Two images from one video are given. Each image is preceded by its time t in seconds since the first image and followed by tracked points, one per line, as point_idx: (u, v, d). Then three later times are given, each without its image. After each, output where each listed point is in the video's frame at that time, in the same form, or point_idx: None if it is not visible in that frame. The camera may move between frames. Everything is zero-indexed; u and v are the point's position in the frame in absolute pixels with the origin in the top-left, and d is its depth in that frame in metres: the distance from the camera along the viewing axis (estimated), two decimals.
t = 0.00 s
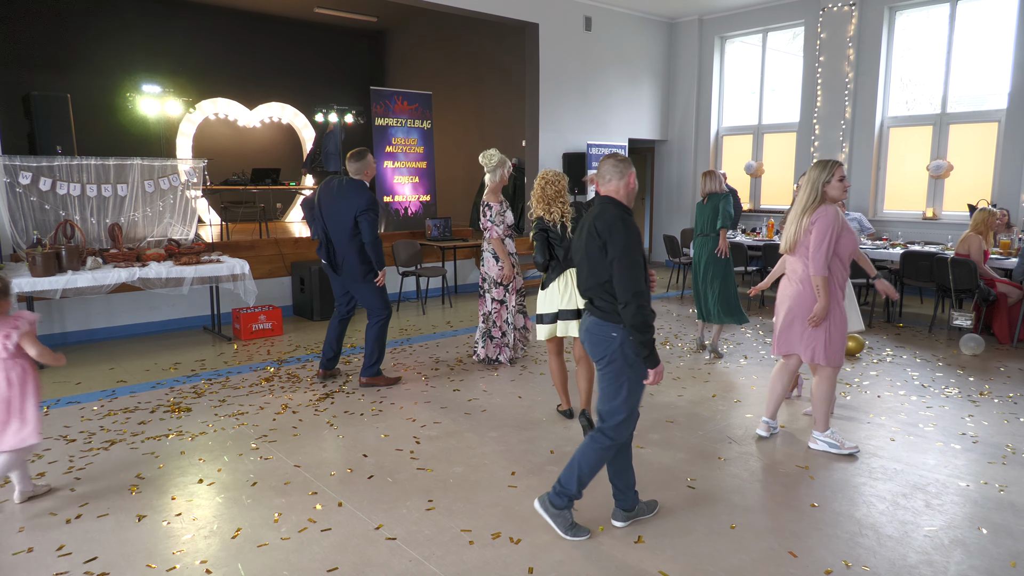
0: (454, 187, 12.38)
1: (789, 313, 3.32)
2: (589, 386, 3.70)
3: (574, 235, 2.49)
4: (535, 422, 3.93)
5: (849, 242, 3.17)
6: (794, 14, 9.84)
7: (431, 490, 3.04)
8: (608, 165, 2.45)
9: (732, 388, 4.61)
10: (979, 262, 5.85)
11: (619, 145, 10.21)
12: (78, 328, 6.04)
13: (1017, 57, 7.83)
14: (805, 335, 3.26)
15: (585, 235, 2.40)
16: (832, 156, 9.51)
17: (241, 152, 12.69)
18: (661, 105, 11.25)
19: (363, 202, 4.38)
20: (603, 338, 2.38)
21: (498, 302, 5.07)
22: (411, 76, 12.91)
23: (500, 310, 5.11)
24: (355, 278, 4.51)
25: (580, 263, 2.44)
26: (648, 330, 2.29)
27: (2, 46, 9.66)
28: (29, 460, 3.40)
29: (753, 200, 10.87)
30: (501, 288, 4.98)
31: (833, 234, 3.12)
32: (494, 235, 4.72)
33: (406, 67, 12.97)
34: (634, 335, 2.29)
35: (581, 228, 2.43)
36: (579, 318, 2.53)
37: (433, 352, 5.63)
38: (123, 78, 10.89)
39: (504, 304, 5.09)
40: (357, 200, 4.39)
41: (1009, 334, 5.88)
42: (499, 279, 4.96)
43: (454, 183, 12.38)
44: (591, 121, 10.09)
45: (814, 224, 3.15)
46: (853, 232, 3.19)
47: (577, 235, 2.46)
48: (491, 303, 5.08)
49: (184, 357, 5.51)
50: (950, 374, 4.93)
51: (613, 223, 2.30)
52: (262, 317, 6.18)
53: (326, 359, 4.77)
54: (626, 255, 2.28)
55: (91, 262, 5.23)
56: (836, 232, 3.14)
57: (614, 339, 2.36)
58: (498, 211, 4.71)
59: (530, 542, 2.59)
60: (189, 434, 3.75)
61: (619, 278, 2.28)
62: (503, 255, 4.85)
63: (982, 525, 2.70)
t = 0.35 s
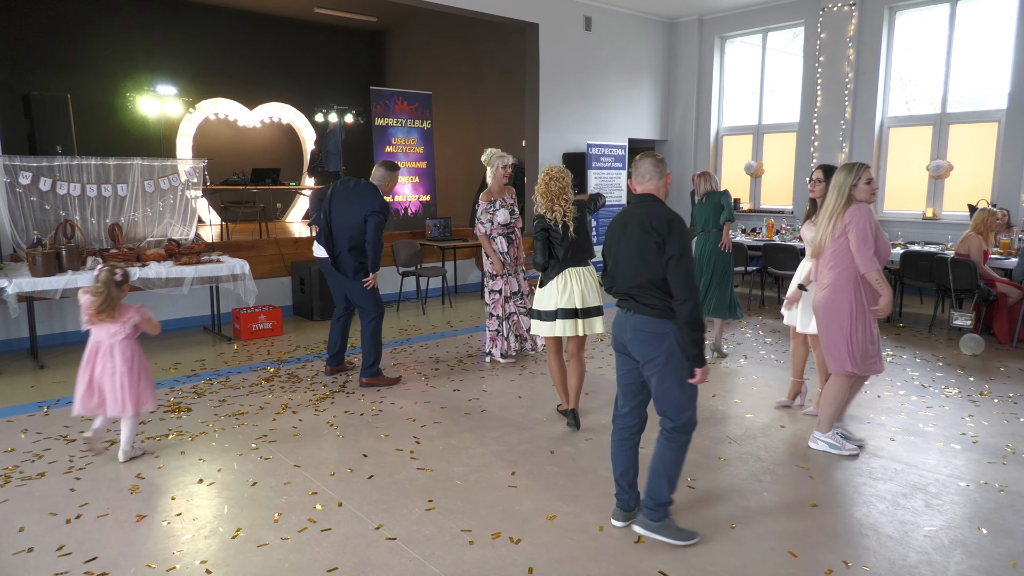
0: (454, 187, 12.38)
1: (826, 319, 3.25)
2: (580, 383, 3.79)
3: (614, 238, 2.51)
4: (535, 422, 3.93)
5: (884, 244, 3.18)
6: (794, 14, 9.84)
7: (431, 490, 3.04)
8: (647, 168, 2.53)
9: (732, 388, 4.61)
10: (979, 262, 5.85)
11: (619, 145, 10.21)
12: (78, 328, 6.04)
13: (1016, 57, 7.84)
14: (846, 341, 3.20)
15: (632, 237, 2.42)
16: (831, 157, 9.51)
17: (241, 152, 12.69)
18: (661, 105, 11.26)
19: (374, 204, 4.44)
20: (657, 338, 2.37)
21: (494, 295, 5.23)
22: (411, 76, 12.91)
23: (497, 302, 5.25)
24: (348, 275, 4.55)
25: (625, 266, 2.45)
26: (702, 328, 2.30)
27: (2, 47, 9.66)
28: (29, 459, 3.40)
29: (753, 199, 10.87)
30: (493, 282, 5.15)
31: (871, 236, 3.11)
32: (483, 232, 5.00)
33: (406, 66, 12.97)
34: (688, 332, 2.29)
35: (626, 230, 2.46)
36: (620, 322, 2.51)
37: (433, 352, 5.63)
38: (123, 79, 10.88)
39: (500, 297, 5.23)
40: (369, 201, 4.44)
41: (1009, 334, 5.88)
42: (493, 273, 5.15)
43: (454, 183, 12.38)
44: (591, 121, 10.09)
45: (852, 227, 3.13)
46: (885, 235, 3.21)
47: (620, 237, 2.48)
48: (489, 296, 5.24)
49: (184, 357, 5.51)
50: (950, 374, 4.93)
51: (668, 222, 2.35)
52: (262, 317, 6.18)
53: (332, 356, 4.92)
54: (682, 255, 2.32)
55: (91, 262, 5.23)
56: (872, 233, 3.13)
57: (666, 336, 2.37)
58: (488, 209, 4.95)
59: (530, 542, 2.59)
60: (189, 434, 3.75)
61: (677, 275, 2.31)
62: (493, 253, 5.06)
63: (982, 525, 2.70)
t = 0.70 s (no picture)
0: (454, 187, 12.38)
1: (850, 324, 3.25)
2: (585, 384, 3.71)
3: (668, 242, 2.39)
4: (535, 422, 3.93)
5: (902, 251, 3.08)
6: (794, 14, 9.84)
7: (431, 490, 3.04)
8: (700, 167, 2.42)
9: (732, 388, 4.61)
10: (979, 262, 5.84)
11: (619, 145, 10.21)
12: (78, 328, 6.04)
13: (1017, 57, 7.84)
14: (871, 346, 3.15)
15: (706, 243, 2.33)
16: (831, 157, 9.52)
17: (241, 152, 12.69)
18: (661, 105, 11.26)
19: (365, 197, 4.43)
20: (729, 342, 2.35)
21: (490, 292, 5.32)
22: (411, 76, 12.91)
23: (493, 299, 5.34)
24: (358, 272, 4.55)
25: (690, 270, 2.36)
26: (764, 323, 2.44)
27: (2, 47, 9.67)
28: (29, 459, 3.40)
29: (753, 199, 10.86)
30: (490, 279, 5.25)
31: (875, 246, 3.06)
32: (477, 233, 5.17)
33: (406, 67, 12.97)
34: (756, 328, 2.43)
35: (696, 236, 2.34)
36: (671, 328, 2.39)
37: (434, 352, 5.63)
38: (123, 79, 10.89)
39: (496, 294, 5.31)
40: (358, 194, 4.44)
41: (1010, 334, 5.88)
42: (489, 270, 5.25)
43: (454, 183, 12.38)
44: (590, 121, 10.08)
45: (851, 236, 3.13)
46: (906, 241, 3.09)
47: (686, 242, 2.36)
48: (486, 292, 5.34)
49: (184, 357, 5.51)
50: (951, 374, 4.93)
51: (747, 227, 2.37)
52: (262, 317, 6.18)
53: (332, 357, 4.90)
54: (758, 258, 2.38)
55: (91, 262, 5.23)
56: (880, 243, 3.07)
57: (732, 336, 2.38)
58: (482, 211, 5.08)
59: (530, 542, 2.59)
60: (189, 434, 3.75)
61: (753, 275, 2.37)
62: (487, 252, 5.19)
63: (982, 525, 2.70)
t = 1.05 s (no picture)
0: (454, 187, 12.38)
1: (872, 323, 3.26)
2: (593, 392, 3.53)
3: (750, 250, 2.20)
4: (535, 422, 3.93)
5: (913, 247, 3.03)
6: (794, 14, 9.84)
7: (431, 490, 3.05)
8: (766, 168, 2.31)
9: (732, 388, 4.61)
10: (978, 262, 5.85)
11: (619, 145, 10.22)
12: (78, 328, 6.05)
13: (1016, 57, 7.84)
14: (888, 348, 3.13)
15: (784, 244, 2.24)
16: (832, 157, 9.52)
17: (241, 152, 12.69)
18: (661, 105, 11.26)
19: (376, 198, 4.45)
20: (791, 347, 2.31)
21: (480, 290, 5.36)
22: (411, 76, 12.91)
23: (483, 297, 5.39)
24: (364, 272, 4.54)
25: (768, 276, 2.22)
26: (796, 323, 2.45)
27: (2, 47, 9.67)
28: (29, 459, 3.40)
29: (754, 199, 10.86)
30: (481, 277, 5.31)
31: (881, 241, 3.06)
32: (474, 231, 5.21)
33: (406, 67, 12.97)
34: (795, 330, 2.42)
35: (779, 238, 2.22)
36: (749, 341, 2.22)
37: (434, 352, 5.63)
38: (123, 79, 10.89)
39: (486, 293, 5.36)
40: (370, 196, 4.46)
41: (1009, 334, 5.89)
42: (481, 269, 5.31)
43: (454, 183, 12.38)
44: (590, 121, 10.08)
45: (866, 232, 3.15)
46: (919, 238, 3.03)
47: (773, 245, 2.22)
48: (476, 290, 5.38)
49: (184, 357, 5.51)
50: (950, 374, 4.93)
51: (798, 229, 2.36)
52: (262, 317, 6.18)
53: (336, 351, 4.94)
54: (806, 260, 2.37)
55: (91, 262, 5.23)
56: (888, 239, 3.06)
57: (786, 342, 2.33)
58: (482, 209, 5.15)
59: (530, 542, 2.59)
60: (189, 434, 3.75)
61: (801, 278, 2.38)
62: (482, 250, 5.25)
63: (982, 525, 2.70)
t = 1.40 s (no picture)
0: (454, 187, 12.38)
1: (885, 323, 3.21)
2: (597, 393, 3.52)
3: (789, 259, 2.01)
4: (536, 422, 3.93)
5: (943, 249, 3.00)
6: (794, 14, 9.84)
7: (431, 490, 3.04)
8: (820, 160, 2.10)
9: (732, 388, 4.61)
10: (978, 262, 5.85)
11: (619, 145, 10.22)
12: (78, 328, 6.05)
13: (1017, 57, 7.84)
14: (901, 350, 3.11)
15: (829, 251, 2.03)
16: (832, 157, 9.52)
17: (242, 152, 12.70)
18: (661, 105, 11.26)
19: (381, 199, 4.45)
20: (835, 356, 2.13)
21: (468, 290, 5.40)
22: (411, 76, 12.90)
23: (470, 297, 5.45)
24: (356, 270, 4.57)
25: (813, 282, 2.03)
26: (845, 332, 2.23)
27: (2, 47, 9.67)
28: (29, 459, 3.40)
29: (753, 200, 10.85)
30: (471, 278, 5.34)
31: (911, 240, 3.01)
32: (466, 232, 5.18)
33: (407, 67, 12.97)
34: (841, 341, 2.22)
35: (826, 243, 2.02)
36: (792, 350, 2.03)
37: (434, 352, 5.63)
38: (123, 79, 10.89)
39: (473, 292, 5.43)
40: (377, 197, 4.46)
41: (1009, 334, 5.88)
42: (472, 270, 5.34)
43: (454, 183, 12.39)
44: (590, 121, 10.08)
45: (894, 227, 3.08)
46: (948, 241, 3.00)
47: (821, 249, 2.02)
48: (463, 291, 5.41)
49: (184, 357, 5.51)
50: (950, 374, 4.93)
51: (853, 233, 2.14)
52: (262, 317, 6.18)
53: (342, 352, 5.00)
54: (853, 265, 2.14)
55: (91, 262, 5.23)
56: (918, 238, 3.01)
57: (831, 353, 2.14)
58: (475, 211, 5.17)
59: (530, 542, 2.59)
60: (189, 434, 3.75)
61: (853, 285, 2.15)
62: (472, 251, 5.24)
63: (982, 525, 2.70)
